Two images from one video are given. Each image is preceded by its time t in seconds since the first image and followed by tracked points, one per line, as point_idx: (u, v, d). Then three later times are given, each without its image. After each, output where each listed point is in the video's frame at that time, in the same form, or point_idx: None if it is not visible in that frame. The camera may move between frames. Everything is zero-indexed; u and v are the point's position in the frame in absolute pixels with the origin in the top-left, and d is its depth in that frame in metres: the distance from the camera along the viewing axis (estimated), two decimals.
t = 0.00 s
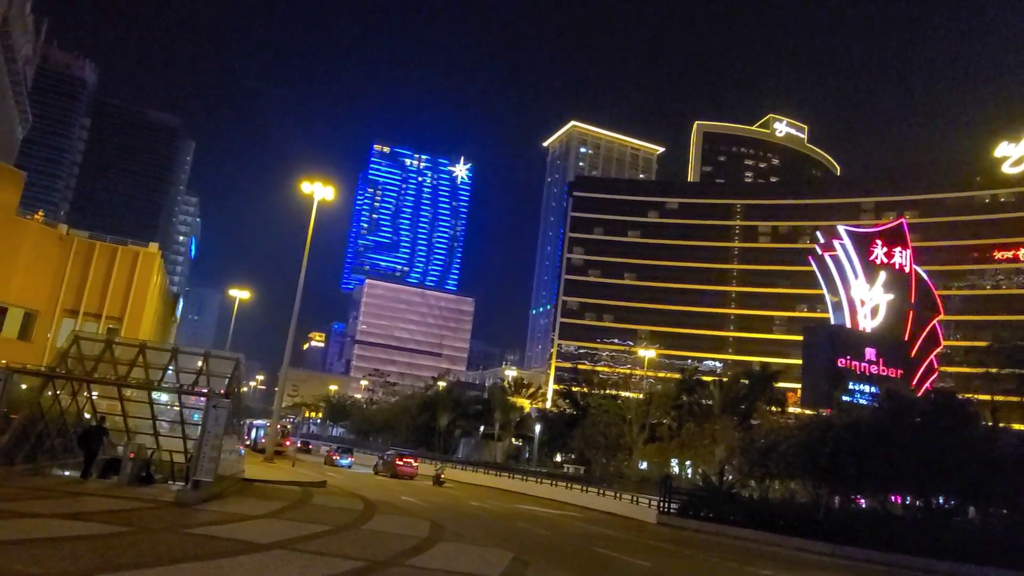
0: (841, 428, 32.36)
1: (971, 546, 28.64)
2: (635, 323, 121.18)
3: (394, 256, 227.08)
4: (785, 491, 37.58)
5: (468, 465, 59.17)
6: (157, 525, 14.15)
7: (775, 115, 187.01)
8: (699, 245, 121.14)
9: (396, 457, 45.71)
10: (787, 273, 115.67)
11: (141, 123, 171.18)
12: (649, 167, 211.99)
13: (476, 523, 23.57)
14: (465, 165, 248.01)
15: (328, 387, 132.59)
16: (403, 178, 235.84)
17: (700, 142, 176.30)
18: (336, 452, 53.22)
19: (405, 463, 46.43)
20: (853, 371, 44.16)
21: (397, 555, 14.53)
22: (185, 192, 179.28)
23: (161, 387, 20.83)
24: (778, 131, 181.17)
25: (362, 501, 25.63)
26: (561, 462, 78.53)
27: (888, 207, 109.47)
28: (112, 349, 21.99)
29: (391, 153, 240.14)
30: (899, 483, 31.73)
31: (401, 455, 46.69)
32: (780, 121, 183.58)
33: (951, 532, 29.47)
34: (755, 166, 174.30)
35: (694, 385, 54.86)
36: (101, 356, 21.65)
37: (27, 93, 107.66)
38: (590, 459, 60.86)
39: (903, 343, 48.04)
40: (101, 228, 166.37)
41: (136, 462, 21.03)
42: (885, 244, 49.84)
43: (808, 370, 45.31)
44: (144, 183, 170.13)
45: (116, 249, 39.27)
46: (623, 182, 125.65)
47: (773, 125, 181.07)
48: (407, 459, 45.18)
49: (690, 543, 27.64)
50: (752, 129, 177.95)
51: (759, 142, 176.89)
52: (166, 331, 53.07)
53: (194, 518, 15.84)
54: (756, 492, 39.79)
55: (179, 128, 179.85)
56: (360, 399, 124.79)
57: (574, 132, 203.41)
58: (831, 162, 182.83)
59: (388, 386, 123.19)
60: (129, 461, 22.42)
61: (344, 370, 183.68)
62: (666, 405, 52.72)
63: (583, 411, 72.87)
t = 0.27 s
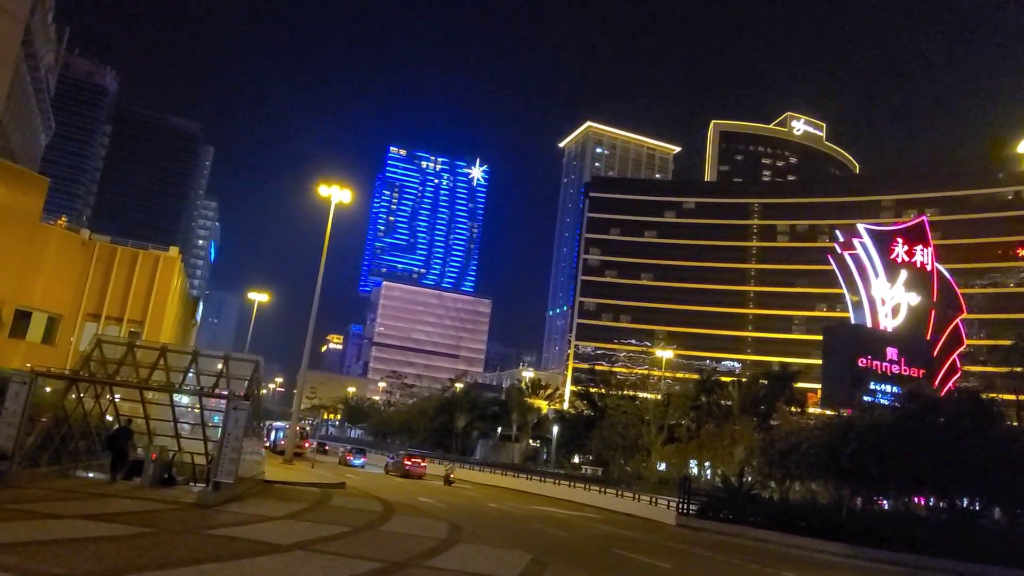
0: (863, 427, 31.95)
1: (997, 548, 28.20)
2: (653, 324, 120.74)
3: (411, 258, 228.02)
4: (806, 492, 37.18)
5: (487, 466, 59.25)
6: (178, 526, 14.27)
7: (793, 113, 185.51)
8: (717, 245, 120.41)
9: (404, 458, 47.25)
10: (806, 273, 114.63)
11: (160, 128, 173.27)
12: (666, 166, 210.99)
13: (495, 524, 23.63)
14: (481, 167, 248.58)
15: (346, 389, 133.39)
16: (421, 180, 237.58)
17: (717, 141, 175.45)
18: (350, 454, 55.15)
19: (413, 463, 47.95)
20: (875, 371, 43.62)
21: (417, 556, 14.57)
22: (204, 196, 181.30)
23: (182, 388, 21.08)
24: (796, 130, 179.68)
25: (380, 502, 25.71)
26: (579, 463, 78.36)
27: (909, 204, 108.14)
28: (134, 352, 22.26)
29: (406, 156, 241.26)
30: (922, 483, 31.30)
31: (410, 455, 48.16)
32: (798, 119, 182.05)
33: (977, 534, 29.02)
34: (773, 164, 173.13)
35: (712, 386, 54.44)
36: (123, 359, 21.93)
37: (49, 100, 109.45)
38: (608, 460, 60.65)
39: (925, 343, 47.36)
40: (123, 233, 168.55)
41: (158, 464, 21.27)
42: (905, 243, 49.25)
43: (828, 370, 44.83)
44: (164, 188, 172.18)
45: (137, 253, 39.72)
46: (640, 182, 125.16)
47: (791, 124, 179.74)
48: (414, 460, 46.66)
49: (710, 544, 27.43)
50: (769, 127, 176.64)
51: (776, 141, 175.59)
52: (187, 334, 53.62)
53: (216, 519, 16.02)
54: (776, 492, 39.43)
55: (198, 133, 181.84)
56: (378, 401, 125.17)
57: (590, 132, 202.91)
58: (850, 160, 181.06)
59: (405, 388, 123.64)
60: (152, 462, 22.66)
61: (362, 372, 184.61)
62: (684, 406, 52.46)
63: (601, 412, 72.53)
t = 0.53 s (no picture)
0: (884, 427, 31.57)
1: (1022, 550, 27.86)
2: (670, 323, 120.30)
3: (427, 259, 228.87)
4: (827, 492, 36.80)
5: (505, 467, 59.32)
6: (200, 527, 14.40)
7: (810, 110, 183.97)
8: (735, 244, 119.64)
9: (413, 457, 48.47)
10: (825, 271, 113.66)
11: (179, 133, 175.18)
12: (682, 165, 210.00)
13: (513, 525, 23.67)
14: (497, 167, 248.86)
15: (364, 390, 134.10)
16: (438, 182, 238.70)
17: (733, 139, 174.34)
18: (364, 452, 57.28)
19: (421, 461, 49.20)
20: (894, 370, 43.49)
21: (435, 557, 14.61)
22: (222, 200, 183.07)
23: (202, 390, 21.29)
24: (813, 127, 178.18)
25: (399, 503, 25.89)
26: (597, 463, 78.30)
27: (930, 201, 106.57)
28: (156, 354, 22.53)
29: (422, 158, 242.18)
30: (944, 484, 30.98)
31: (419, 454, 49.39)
32: (816, 116, 180.51)
33: (1000, 535, 28.67)
34: (790, 162, 171.70)
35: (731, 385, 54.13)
36: (145, 361, 22.20)
37: (70, 106, 111.05)
38: (626, 461, 60.50)
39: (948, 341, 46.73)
40: (143, 237, 170.55)
41: (179, 465, 21.55)
42: (926, 240, 48.61)
43: (848, 370, 44.50)
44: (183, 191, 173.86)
45: (158, 256, 40.14)
46: (656, 181, 124.66)
47: (809, 121, 178.18)
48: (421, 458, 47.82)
49: (729, 546, 27.28)
50: (787, 125, 175.26)
51: (794, 138, 174.14)
52: (207, 335, 54.15)
53: (238, 519, 16.23)
54: (796, 493, 39.09)
55: (216, 137, 183.62)
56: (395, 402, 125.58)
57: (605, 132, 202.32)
58: (869, 157, 179.35)
59: (422, 388, 123.97)
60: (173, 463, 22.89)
61: (379, 373, 185.55)
62: (702, 405, 52.23)
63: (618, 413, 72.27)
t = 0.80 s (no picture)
0: (904, 425, 31.22)
1: None
2: (685, 321, 119.80)
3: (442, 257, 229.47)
4: (846, 491, 36.40)
5: (520, 465, 59.37)
6: (218, 524, 14.50)
7: (826, 105, 182.52)
8: (750, 240, 118.96)
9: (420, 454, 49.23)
10: (842, 268, 112.66)
11: (195, 134, 176.84)
12: (696, 162, 208.96)
13: (530, 523, 23.68)
14: (511, 166, 248.99)
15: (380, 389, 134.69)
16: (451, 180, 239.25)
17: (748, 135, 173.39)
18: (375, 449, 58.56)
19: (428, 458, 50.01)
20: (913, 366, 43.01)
21: (452, 555, 14.63)
22: (238, 200, 184.55)
23: (220, 388, 21.45)
24: (829, 122, 176.73)
25: (415, 501, 26.00)
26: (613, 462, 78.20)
27: (949, 196, 105.20)
28: (174, 353, 22.74)
29: (435, 157, 242.89)
30: (965, 482, 30.61)
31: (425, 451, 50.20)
32: (832, 111, 179.01)
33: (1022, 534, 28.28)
34: (806, 158, 170.49)
35: (748, 383, 53.84)
36: (163, 361, 22.41)
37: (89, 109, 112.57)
38: (642, 459, 60.33)
39: (968, 337, 46.24)
40: (160, 238, 172.15)
41: (198, 464, 21.75)
42: (945, 235, 47.95)
43: (866, 366, 44.06)
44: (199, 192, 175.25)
45: (175, 256, 40.50)
46: (670, 178, 124.14)
47: (824, 116, 176.83)
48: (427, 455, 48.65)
49: (747, 544, 27.10)
50: (802, 120, 173.96)
51: (809, 134, 172.81)
52: (224, 335, 54.60)
53: (255, 516, 16.35)
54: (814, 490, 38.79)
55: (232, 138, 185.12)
56: (411, 401, 125.90)
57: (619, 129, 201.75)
58: (886, 152, 177.67)
59: (438, 387, 124.29)
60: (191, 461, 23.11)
61: (395, 371, 186.29)
62: (718, 403, 51.99)
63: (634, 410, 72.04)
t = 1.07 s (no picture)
0: (921, 422, 30.93)
1: None
2: (699, 317, 119.35)
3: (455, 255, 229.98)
4: (862, 488, 36.18)
5: (534, 461, 59.38)
6: (234, 520, 14.61)
7: (841, 99, 180.89)
8: (765, 236, 118.27)
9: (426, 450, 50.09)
10: (858, 263, 111.74)
11: (210, 134, 178.05)
12: (710, 157, 207.74)
13: (544, 519, 23.68)
14: (524, 163, 249.04)
15: (393, 386, 135.24)
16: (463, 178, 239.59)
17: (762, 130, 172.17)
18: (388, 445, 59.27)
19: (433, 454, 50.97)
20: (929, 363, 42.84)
21: (465, 551, 14.59)
22: (252, 199, 185.84)
23: (236, 385, 21.62)
24: (845, 116, 175.11)
25: (430, 498, 26.09)
26: (627, 458, 78.12)
27: (967, 189, 103.79)
28: (190, 350, 22.93)
29: (448, 155, 243.36)
30: (984, 479, 30.27)
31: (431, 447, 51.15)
32: (847, 105, 177.37)
33: None
34: (821, 152, 169.13)
35: (763, 379, 53.60)
36: (180, 357, 22.60)
37: (105, 109, 113.57)
38: (656, 456, 60.23)
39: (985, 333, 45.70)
40: (176, 237, 173.62)
41: (214, 460, 21.94)
42: (963, 229, 47.33)
43: (882, 363, 43.80)
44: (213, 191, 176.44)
45: (191, 255, 40.83)
46: (684, 174, 123.60)
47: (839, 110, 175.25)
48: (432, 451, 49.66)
49: (762, 541, 26.95)
50: (817, 115, 172.54)
51: (825, 128, 171.39)
52: (239, 332, 55.00)
53: (270, 513, 16.43)
54: (831, 487, 38.52)
55: (246, 138, 186.27)
56: (424, 398, 126.17)
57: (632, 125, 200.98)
58: (902, 146, 175.88)
59: (451, 384, 124.51)
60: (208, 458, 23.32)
61: (408, 368, 186.96)
62: (733, 399, 51.76)
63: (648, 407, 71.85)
